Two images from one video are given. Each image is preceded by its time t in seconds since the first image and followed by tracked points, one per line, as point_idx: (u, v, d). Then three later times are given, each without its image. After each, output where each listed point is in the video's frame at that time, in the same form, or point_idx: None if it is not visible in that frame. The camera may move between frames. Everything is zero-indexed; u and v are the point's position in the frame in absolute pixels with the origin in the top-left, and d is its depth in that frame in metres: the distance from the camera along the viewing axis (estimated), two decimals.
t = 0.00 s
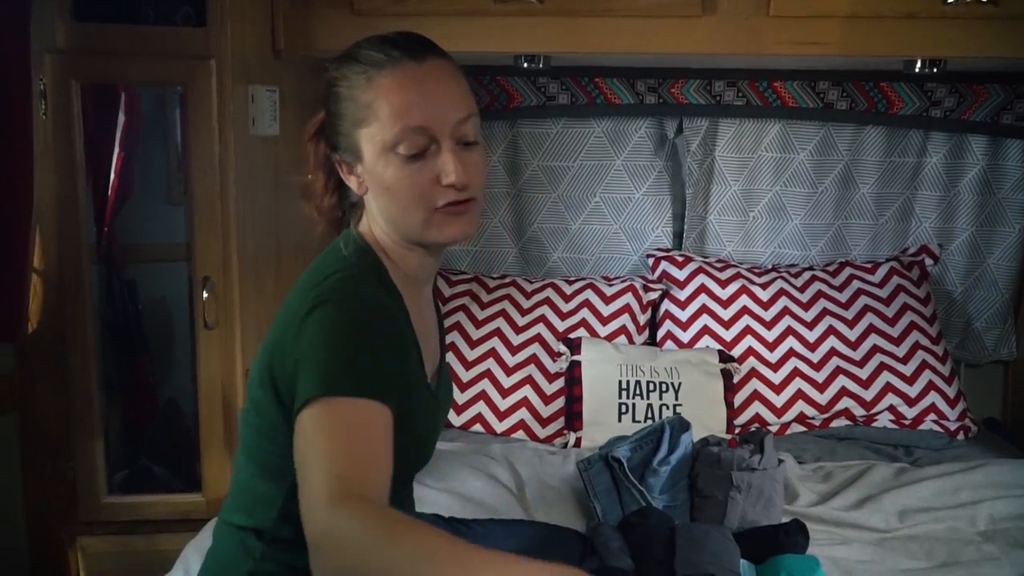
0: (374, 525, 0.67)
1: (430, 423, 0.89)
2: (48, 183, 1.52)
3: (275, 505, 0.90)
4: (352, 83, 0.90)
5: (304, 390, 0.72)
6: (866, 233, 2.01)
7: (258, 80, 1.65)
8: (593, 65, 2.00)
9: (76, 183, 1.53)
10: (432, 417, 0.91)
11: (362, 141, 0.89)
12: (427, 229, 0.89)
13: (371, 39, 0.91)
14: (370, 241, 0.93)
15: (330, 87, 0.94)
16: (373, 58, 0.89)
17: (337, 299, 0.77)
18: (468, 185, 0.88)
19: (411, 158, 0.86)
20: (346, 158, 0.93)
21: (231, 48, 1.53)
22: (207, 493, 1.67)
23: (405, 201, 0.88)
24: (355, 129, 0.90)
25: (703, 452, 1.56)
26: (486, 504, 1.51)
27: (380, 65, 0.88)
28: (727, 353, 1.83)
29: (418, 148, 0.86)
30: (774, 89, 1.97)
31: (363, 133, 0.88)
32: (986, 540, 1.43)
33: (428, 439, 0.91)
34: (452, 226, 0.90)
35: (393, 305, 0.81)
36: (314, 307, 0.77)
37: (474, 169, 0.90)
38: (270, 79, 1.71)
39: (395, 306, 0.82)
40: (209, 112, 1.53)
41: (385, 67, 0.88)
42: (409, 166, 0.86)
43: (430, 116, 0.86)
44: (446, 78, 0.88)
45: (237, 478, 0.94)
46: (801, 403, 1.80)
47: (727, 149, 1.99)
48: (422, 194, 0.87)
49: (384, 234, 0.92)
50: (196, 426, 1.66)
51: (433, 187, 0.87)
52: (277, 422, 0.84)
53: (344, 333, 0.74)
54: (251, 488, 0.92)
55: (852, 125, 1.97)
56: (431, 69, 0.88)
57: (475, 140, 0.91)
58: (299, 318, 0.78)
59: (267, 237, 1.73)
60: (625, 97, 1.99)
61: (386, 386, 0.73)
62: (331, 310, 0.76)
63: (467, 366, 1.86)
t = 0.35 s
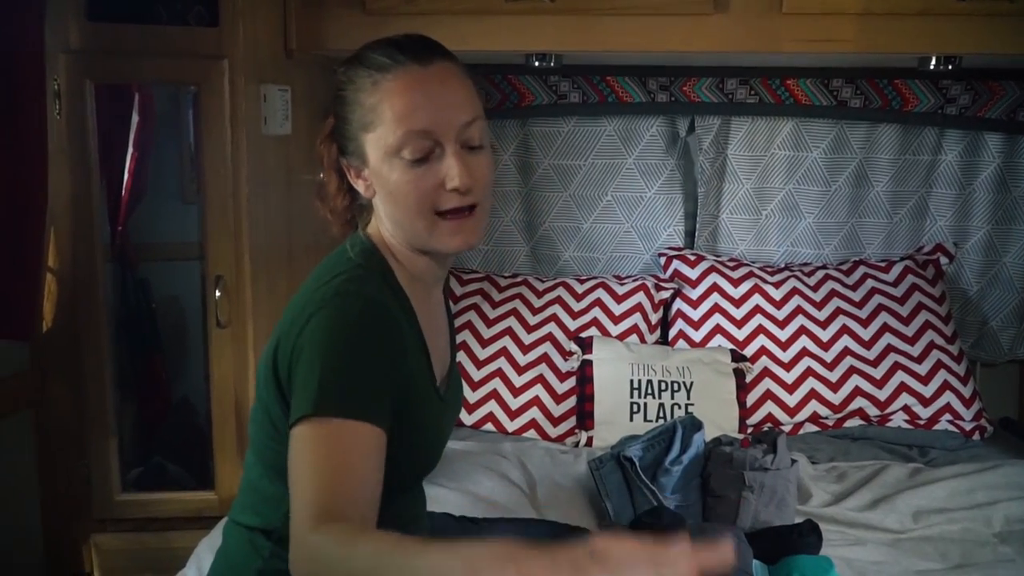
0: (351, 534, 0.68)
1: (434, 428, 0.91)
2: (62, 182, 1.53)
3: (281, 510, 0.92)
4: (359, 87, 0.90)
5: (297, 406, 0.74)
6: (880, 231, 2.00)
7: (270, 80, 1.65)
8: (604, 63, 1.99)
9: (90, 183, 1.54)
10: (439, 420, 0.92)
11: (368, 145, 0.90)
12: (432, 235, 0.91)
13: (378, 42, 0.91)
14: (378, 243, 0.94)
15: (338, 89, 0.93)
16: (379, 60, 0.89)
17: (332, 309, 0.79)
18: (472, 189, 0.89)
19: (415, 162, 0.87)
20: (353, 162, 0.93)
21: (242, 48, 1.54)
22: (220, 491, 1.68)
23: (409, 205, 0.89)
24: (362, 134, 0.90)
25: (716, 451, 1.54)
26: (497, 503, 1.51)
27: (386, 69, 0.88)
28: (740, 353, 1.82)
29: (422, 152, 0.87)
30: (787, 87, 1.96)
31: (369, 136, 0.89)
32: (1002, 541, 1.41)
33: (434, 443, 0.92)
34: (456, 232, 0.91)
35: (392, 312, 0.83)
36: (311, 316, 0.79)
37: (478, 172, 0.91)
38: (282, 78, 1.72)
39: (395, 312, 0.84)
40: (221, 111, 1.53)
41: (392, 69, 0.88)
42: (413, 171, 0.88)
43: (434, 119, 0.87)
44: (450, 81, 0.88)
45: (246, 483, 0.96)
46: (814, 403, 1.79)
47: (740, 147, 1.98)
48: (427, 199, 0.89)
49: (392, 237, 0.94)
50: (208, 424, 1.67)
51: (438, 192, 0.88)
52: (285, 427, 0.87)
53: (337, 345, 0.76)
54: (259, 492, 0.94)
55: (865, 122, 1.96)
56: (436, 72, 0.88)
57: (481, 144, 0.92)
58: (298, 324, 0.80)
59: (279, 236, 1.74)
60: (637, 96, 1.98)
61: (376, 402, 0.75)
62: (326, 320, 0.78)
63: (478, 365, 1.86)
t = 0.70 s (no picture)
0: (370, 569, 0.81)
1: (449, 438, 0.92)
2: (81, 183, 1.54)
3: (292, 523, 0.92)
4: (348, 122, 0.90)
5: (305, 458, 0.80)
6: (898, 233, 1.98)
7: (286, 83, 1.66)
8: (619, 65, 1.99)
9: (108, 185, 1.55)
10: (452, 430, 0.93)
11: (372, 184, 0.90)
12: (456, 263, 0.92)
13: (360, 70, 0.90)
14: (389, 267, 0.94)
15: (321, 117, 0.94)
16: (368, 94, 0.88)
17: (332, 348, 0.80)
18: (487, 213, 0.90)
19: (427, 196, 0.88)
20: (357, 199, 0.94)
21: (259, 50, 1.55)
22: (236, 491, 1.69)
23: (427, 239, 0.90)
24: (361, 173, 0.90)
25: (732, 454, 1.55)
26: (512, 504, 1.51)
27: (375, 104, 0.88)
28: (756, 355, 1.81)
29: (432, 185, 0.88)
30: (804, 88, 1.95)
31: (371, 174, 0.89)
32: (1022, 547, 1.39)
33: (451, 450, 0.94)
34: (481, 257, 0.92)
35: (395, 336, 0.83)
36: (313, 356, 0.81)
37: (490, 188, 0.92)
38: (298, 80, 1.72)
39: (399, 334, 0.84)
40: (238, 113, 1.54)
41: (382, 104, 0.88)
42: (426, 205, 0.89)
43: (439, 150, 0.87)
44: (447, 105, 0.89)
45: (260, 494, 0.96)
46: (832, 406, 1.77)
47: (756, 148, 1.97)
48: (446, 230, 0.89)
49: (407, 266, 0.94)
50: (224, 424, 1.68)
51: (455, 223, 0.89)
52: (292, 450, 0.88)
53: (336, 391, 0.79)
54: (271, 503, 0.94)
55: (884, 123, 1.94)
56: (431, 99, 0.88)
57: (485, 155, 0.92)
58: (302, 363, 0.83)
59: (295, 237, 1.74)
60: (653, 97, 1.97)
61: (376, 448, 0.79)
62: (326, 363, 0.80)
63: (493, 366, 1.86)
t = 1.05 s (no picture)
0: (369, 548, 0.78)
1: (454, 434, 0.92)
2: (98, 189, 1.55)
3: (305, 519, 0.93)
4: (346, 112, 0.90)
5: (312, 440, 0.79)
6: (914, 234, 1.98)
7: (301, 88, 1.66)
8: (632, 66, 1.98)
9: (125, 190, 1.57)
10: (456, 422, 0.93)
11: (370, 168, 0.90)
12: (456, 238, 0.91)
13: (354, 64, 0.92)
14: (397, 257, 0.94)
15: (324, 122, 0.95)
16: (360, 82, 0.89)
17: (340, 335, 0.80)
18: (481, 183, 0.90)
19: (420, 171, 0.88)
20: (359, 189, 0.94)
21: (273, 54, 1.55)
22: (252, 494, 1.69)
23: (425, 216, 0.89)
24: (360, 162, 0.91)
25: (747, 457, 1.54)
26: (526, 507, 1.51)
27: (369, 89, 0.88)
28: (771, 357, 1.80)
29: (425, 158, 0.88)
30: (819, 89, 1.93)
31: (368, 159, 0.90)
32: None
33: (457, 446, 0.94)
34: (479, 228, 0.91)
35: (402, 326, 0.83)
36: (321, 343, 0.81)
37: (482, 162, 0.92)
38: (312, 85, 1.73)
39: (406, 325, 0.84)
40: (253, 118, 1.55)
41: (374, 88, 0.88)
42: (421, 180, 0.88)
43: (428, 125, 0.88)
44: (435, 85, 0.90)
45: (273, 494, 0.97)
46: (847, 409, 1.77)
47: (770, 150, 1.96)
48: (442, 203, 0.89)
49: (411, 254, 0.94)
50: (240, 428, 1.69)
51: (450, 194, 0.89)
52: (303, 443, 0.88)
53: (343, 375, 0.78)
54: (284, 503, 0.95)
55: (899, 124, 1.93)
56: (418, 79, 0.89)
57: (475, 134, 0.93)
58: (312, 351, 0.83)
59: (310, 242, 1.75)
60: (666, 99, 1.97)
61: (383, 432, 0.78)
62: (333, 349, 0.80)
63: (507, 369, 1.85)
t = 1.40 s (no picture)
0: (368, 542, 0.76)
1: (459, 434, 0.92)
2: (110, 199, 1.57)
3: (315, 520, 0.94)
4: (360, 114, 0.90)
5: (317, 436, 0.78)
6: (925, 233, 1.97)
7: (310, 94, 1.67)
8: (640, 69, 1.98)
9: (137, 199, 1.58)
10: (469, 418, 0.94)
11: (383, 171, 0.90)
12: (466, 242, 0.92)
13: (367, 64, 0.91)
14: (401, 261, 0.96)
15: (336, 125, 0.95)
16: (374, 85, 0.89)
17: (344, 333, 0.81)
18: (493, 189, 0.91)
19: (434, 175, 0.89)
20: (369, 189, 0.94)
21: (283, 62, 1.56)
22: (266, 501, 1.70)
23: (437, 219, 0.90)
24: (374, 163, 0.91)
25: (760, 458, 1.54)
26: (539, 510, 1.51)
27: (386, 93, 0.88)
28: (783, 358, 1.80)
29: (439, 163, 0.88)
30: (828, 89, 1.93)
31: (382, 162, 0.90)
32: None
33: (465, 445, 0.94)
34: (488, 235, 0.92)
35: (404, 324, 0.84)
36: (325, 343, 0.82)
37: (493, 168, 0.93)
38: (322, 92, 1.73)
39: (408, 324, 0.85)
40: (263, 125, 1.55)
41: (388, 90, 0.88)
42: (434, 184, 0.89)
43: (444, 130, 0.88)
44: (451, 89, 0.90)
45: (284, 497, 0.98)
46: (860, 409, 1.76)
47: (780, 151, 1.96)
48: (454, 208, 0.90)
49: (416, 256, 0.96)
50: (254, 434, 1.69)
51: (463, 199, 0.89)
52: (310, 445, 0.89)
53: (348, 371, 0.79)
54: (295, 504, 0.96)
55: (909, 123, 1.92)
56: (432, 83, 0.89)
57: (486, 139, 0.93)
58: (316, 353, 0.83)
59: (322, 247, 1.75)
60: (675, 101, 1.97)
61: (388, 425, 0.78)
62: (338, 347, 0.80)
63: (519, 373, 1.86)
